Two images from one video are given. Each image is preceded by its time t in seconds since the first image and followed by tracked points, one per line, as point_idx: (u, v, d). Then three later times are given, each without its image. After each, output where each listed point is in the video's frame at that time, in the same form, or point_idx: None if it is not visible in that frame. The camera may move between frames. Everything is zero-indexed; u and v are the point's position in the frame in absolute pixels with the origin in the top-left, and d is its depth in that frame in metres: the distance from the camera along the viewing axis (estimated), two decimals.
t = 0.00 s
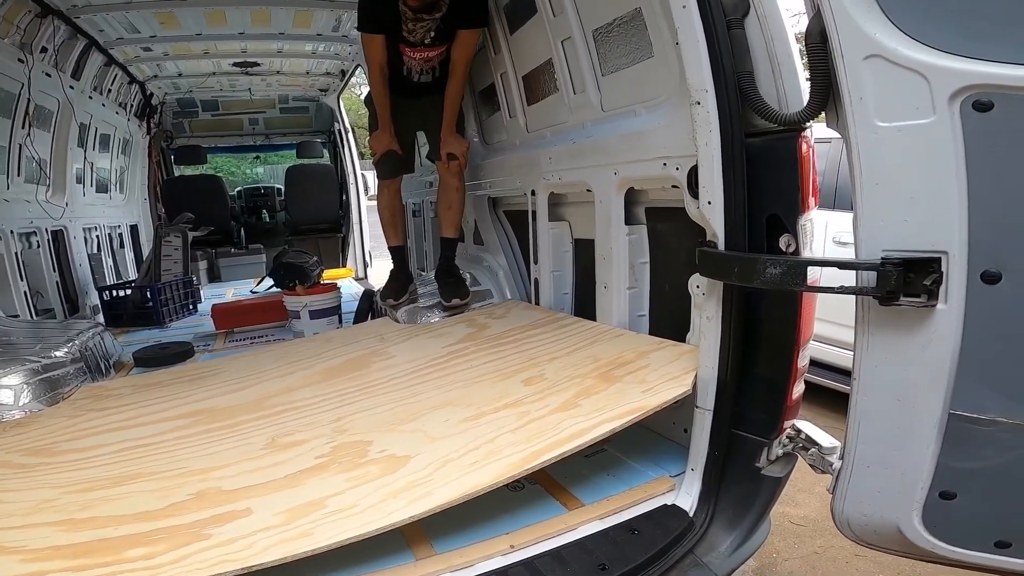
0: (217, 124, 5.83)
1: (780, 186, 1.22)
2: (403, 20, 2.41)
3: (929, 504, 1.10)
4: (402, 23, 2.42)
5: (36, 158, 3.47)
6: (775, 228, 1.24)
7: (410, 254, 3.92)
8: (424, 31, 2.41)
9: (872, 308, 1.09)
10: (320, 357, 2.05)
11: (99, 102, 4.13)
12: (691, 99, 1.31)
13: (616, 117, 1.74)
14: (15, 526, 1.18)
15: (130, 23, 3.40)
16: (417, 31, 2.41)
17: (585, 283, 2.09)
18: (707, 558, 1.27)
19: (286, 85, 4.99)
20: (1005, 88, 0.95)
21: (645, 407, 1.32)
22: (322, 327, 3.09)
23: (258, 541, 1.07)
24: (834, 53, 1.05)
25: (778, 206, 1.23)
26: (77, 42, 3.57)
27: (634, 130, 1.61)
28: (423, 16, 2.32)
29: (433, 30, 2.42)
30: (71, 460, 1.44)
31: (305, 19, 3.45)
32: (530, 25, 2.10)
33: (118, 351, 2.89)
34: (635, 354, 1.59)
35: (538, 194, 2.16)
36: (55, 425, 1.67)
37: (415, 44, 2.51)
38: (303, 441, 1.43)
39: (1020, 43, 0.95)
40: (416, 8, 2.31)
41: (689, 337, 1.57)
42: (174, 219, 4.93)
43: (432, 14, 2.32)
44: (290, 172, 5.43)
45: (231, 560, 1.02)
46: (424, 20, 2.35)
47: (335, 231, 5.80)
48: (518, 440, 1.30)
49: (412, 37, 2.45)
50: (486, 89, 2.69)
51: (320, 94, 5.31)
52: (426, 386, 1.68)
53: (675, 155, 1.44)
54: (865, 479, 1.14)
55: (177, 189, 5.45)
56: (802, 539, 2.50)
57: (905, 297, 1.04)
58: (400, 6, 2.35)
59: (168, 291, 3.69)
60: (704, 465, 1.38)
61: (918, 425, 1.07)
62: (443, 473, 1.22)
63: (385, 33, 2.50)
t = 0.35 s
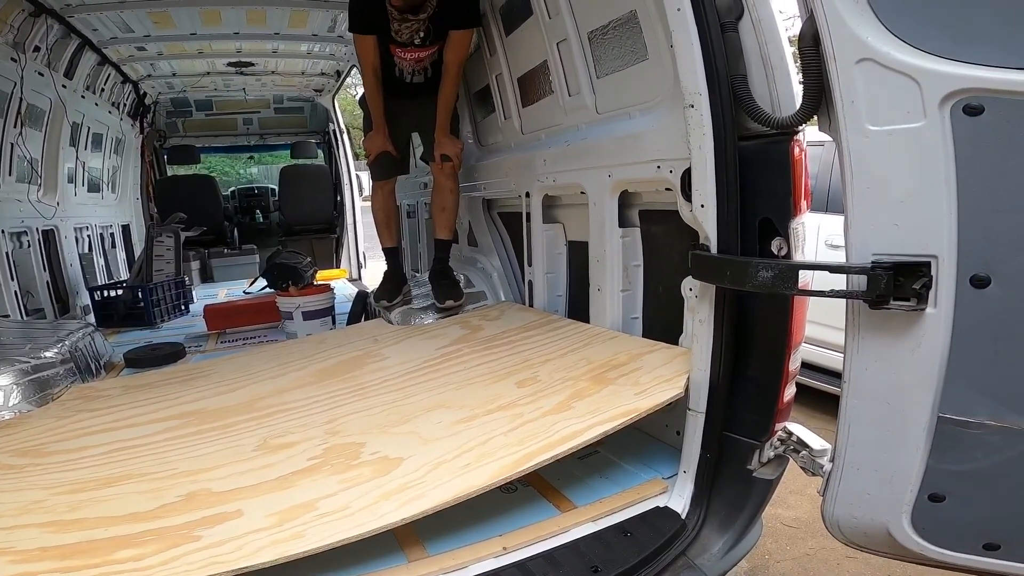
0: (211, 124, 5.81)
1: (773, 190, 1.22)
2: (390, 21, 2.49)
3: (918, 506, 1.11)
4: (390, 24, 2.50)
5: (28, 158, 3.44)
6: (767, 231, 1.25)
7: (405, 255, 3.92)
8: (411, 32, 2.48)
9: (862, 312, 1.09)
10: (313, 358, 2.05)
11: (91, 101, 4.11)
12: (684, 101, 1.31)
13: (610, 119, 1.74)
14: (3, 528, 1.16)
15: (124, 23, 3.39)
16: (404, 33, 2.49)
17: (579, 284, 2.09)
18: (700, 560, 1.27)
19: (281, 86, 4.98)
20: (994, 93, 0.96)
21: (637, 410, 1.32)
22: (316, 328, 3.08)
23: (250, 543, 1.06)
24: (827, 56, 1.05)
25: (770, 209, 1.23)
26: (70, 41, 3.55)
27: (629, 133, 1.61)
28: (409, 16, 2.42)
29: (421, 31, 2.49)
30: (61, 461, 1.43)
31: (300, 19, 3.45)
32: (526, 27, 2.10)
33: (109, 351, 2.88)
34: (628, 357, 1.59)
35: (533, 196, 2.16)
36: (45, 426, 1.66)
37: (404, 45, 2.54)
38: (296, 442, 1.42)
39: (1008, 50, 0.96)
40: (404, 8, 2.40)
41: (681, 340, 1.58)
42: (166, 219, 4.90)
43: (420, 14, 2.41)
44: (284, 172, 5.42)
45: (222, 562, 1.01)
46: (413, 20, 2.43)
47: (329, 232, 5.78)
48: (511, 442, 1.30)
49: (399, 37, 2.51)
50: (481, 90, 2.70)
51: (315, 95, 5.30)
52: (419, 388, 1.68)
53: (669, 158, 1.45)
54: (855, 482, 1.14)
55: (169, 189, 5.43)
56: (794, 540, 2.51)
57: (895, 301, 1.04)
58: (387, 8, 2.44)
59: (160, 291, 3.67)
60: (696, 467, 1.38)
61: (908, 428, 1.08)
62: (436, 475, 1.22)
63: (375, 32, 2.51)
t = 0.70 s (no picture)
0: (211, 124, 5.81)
1: (774, 186, 1.22)
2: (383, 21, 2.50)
3: (922, 504, 1.10)
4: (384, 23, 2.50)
5: (28, 159, 3.45)
6: (768, 228, 1.25)
7: (405, 254, 3.92)
8: (406, 31, 2.48)
9: (864, 309, 1.08)
10: (314, 358, 2.05)
11: (91, 103, 4.11)
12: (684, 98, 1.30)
13: (609, 117, 1.74)
14: (5, 529, 1.16)
15: (122, 24, 3.39)
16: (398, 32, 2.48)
17: (580, 283, 2.09)
18: (703, 558, 1.27)
19: (281, 86, 4.98)
20: (994, 88, 0.96)
21: (638, 408, 1.31)
22: (317, 328, 3.08)
23: (252, 543, 1.06)
24: (827, 53, 1.04)
25: (771, 206, 1.23)
26: (69, 42, 3.54)
27: (628, 130, 1.61)
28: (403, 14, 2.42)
29: (415, 29, 2.49)
30: (63, 463, 1.43)
31: (299, 19, 3.44)
32: (524, 25, 2.10)
33: (111, 353, 2.88)
34: (628, 355, 1.59)
35: (533, 195, 2.16)
36: (46, 427, 1.66)
37: (399, 44, 2.55)
38: (297, 443, 1.42)
39: (1009, 45, 0.96)
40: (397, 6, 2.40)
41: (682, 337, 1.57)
42: (167, 219, 4.90)
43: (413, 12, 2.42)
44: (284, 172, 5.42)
45: (223, 562, 1.01)
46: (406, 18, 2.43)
47: (330, 232, 5.78)
48: (512, 441, 1.30)
49: (394, 36, 2.51)
50: (480, 89, 2.69)
51: (314, 95, 5.30)
52: (420, 388, 1.67)
53: (669, 155, 1.45)
54: (858, 480, 1.14)
55: (170, 190, 5.43)
56: (797, 538, 2.51)
57: (897, 297, 1.04)
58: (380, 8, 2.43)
59: (161, 292, 3.67)
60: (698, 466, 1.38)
61: (911, 425, 1.07)
62: (437, 475, 1.21)
63: (366, 32, 2.51)
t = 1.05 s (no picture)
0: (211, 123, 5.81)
1: (774, 185, 1.21)
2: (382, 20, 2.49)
3: (924, 504, 1.10)
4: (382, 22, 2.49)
5: (27, 159, 3.44)
6: (769, 226, 1.24)
7: (405, 253, 3.91)
8: (404, 30, 2.47)
9: (866, 308, 1.08)
10: (313, 357, 2.04)
11: (90, 102, 4.10)
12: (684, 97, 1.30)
13: (609, 116, 1.73)
14: (3, 529, 1.16)
15: (122, 23, 3.38)
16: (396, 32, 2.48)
17: (580, 282, 2.08)
18: (703, 558, 1.26)
19: (281, 85, 4.97)
20: (997, 86, 0.95)
21: (639, 408, 1.31)
22: (316, 327, 3.08)
23: (251, 543, 1.06)
24: (827, 51, 1.04)
25: (771, 205, 1.23)
26: (68, 42, 3.54)
27: (628, 130, 1.60)
28: (401, 14, 2.41)
29: (413, 29, 2.48)
30: (61, 463, 1.42)
31: (299, 18, 3.44)
32: (524, 24, 2.09)
33: (110, 352, 2.87)
34: (629, 354, 1.58)
35: (532, 194, 2.15)
36: (45, 427, 1.65)
37: (397, 43, 2.54)
38: (296, 443, 1.42)
39: (1012, 42, 0.95)
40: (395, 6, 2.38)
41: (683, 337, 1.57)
42: (167, 219, 4.90)
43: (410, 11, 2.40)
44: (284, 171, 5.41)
45: (222, 562, 1.01)
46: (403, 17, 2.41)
47: (330, 231, 5.78)
48: (511, 441, 1.29)
49: (392, 36, 2.50)
50: (480, 88, 2.68)
51: (314, 94, 5.29)
52: (419, 387, 1.67)
53: (668, 154, 1.44)
54: (859, 480, 1.13)
55: (170, 189, 5.43)
56: (797, 537, 2.51)
57: (898, 297, 1.03)
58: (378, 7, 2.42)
59: (161, 291, 3.66)
60: (698, 465, 1.37)
61: (912, 424, 1.07)
62: (436, 475, 1.21)
63: (366, 32, 2.53)
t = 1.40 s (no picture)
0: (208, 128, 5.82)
1: (770, 191, 1.22)
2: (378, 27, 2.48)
3: (920, 509, 1.10)
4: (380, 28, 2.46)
5: (23, 163, 3.44)
6: (765, 233, 1.25)
7: (402, 259, 3.92)
8: (405, 36, 2.46)
9: (861, 314, 1.09)
10: (309, 363, 2.04)
11: (86, 106, 4.10)
12: (680, 104, 1.31)
13: (606, 121, 1.74)
14: None
15: (118, 28, 3.38)
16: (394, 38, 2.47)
17: (576, 288, 2.08)
18: (699, 565, 1.28)
19: (278, 90, 4.98)
20: (990, 92, 0.96)
21: (636, 414, 1.31)
22: (313, 333, 3.07)
23: (246, 550, 1.05)
24: (822, 57, 1.05)
25: (767, 211, 1.23)
26: (65, 46, 3.54)
27: (625, 136, 1.61)
28: (402, 20, 2.38)
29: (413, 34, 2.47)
30: (56, 468, 1.42)
31: (296, 23, 3.45)
32: (521, 30, 2.10)
33: (105, 358, 2.86)
34: (626, 360, 1.58)
35: (529, 200, 2.16)
36: (40, 433, 1.65)
37: (394, 49, 2.54)
38: (292, 449, 1.41)
39: (1005, 49, 0.96)
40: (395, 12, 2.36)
41: (679, 343, 1.57)
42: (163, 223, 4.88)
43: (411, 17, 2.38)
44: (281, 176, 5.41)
45: (217, 569, 1.00)
46: (403, 23, 2.40)
47: (327, 236, 5.77)
48: (508, 447, 1.29)
49: (394, 42, 2.49)
50: (477, 93, 2.69)
51: (311, 99, 5.30)
52: (416, 393, 1.67)
53: (665, 160, 1.45)
54: (855, 486, 1.14)
55: (166, 194, 5.42)
56: (795, 542, 2.50)
57: (893, 303, 1.04)
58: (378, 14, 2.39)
59: (157, 297, 3.65)
60: (695, 471, 1.37)
61: (907, 430, 1.07)
62: (433, 481, 1.21)
63: (361, 37, 2.54)
